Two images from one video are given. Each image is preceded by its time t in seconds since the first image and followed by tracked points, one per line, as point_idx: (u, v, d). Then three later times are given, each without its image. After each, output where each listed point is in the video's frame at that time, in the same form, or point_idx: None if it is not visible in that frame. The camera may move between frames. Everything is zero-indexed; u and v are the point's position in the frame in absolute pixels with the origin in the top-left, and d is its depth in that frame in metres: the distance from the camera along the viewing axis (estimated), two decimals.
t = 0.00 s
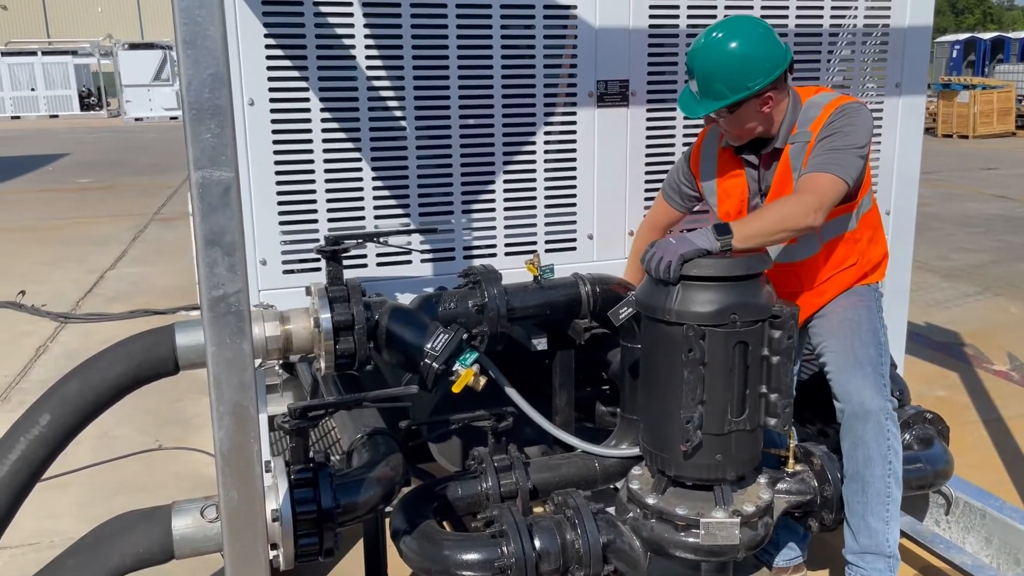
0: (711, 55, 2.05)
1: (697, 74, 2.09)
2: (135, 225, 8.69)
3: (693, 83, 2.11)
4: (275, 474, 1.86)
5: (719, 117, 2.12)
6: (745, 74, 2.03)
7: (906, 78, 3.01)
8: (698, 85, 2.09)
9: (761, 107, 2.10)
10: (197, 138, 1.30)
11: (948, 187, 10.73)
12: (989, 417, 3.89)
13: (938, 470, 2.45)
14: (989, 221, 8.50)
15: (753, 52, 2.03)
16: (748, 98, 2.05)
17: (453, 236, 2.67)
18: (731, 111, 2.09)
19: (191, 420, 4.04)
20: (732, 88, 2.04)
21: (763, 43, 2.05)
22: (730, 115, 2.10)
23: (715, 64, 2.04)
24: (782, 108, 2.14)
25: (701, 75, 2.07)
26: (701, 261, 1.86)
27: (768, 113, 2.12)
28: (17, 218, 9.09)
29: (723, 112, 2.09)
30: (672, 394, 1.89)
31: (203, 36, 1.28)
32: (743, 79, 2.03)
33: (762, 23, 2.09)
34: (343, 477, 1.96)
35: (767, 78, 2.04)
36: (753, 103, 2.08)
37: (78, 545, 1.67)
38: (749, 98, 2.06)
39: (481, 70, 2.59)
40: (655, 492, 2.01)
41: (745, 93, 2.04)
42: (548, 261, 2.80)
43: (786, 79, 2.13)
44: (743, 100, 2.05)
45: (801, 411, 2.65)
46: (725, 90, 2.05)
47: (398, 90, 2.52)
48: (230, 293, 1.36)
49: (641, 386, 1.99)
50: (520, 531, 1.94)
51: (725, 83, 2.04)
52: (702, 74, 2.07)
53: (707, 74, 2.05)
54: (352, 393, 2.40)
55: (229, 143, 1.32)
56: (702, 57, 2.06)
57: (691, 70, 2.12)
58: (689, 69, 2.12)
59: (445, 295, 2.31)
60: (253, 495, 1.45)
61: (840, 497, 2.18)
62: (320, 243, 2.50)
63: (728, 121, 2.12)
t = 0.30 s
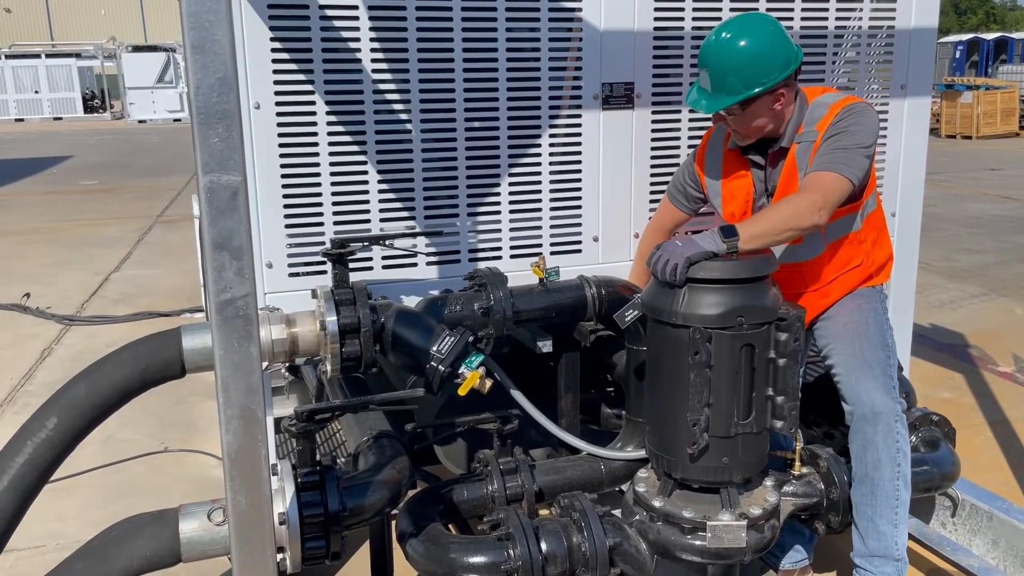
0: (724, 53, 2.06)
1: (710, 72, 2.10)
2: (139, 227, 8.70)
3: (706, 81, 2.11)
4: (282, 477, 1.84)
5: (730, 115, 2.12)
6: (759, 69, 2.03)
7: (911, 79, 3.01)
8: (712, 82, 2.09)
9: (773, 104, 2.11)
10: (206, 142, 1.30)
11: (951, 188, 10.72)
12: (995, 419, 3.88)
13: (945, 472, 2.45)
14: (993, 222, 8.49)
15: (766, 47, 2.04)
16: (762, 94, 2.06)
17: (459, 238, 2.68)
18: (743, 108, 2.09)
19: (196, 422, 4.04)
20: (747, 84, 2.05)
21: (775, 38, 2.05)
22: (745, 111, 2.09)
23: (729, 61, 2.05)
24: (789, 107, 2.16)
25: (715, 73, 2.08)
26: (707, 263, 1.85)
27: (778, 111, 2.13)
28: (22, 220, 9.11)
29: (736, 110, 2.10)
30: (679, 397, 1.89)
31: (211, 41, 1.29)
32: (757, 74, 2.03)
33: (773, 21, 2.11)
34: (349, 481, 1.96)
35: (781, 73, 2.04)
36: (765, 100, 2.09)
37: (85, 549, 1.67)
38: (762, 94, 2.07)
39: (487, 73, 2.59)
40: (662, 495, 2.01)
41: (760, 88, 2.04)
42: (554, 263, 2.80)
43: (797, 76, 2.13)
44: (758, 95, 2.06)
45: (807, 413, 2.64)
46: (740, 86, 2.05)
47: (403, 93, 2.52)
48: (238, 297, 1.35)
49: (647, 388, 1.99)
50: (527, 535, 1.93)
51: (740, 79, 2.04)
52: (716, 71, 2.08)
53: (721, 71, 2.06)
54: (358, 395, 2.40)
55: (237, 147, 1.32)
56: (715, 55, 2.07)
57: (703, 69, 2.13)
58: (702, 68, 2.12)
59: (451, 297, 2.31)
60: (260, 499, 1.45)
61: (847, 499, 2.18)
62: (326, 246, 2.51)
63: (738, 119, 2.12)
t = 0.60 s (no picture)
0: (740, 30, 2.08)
1: (726, 50, 2.11)
2: (141, 229, 8.71)
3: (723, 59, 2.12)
4: (285, 477, 1.85)
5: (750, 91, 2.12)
6: (778, 39, 2.06)
7: (913, 79, 3.01)
8: (730, 59, 2.11)
9: (790, 81, 2.13)
10: (208, 143, 1.30)
11: (953, 188, 10.71)
12: (997, 419, 3.88)
13: (948, 472, 2.44)
14: (995, 222, 8.48)
15: (781, 19, 2.07)
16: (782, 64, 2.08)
17: (461, 239, 2.68)
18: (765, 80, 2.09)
19: (198, 423, 4.04)
20: (768, 54, 2.06)
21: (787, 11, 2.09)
22: (771, 86, 2.10)
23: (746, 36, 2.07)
24: (799, 92, 2.18)
25: (733, 49, 2.10)
26: (708, 264, 1.85)
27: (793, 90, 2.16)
28: (24, 222, 9.12)
29: (758, 81, 2.09)
30: (681, 397, 1.88)
31: (213, 41, 1.29)
32: (776, 44, 2.06)
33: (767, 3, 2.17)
34: (351, 481, 1.96)
35: (797, 43, 2.08)
36: (782, 73, 2.10)
37: (88, 550, 1.67)
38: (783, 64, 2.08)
39: (489, 74, 2.59)
40: (664, 495, 2.01)
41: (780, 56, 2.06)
42: (556, 264, 2.81)
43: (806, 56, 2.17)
44: (778, 64, 2.07)
45: (810, 414, 2.63)
46: (760, 57, 2.07)
47: (405, 93, 2.52)
48: (241, 297, 1.35)
49: (649, 388, 1.99)
50: (529, 535, 1.93)
51: (760, 50, 2.06)
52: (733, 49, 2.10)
53: (739, 46, 2.08)
54: (359, 396, 2.41)
55: (239, 147, 1.32)
56: (732, 31, 2.09)
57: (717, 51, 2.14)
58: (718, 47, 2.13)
59: (453, 298, 2.31)
60: (263, 499, 1.45)
61: (849, 499, 2.17)
62: (327, 246, 2.51)
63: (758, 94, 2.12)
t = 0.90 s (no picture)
0: (758, 22, 2.08)
1: (744, 44, 2.10)
2: (142, 231, 8.72)
3: (742, 53, 2.11)
4: (285, 479, 1.83)
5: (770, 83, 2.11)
6: (796, 31, 2.08)
7: (912, 81, 3.02)
8: (749, 51, 2.09)
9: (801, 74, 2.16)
10: (208, 146, 1.31)
11: (954, 189, 10.71)
12: (997, 420, 3.88)
13: (948, 473, 2.45)
14: (996, 223, 8.48)
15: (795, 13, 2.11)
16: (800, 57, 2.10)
17: (461, 241, 2.69)
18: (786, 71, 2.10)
19: (200, 425, 4.06)
20: (789, 46, 2.07)
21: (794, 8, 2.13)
22: (789, 79, 2.12)
23: (766, 28, 2.07)
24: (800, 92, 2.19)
25: (753, 42, 2.08)
26: (707, 265, 1.86)
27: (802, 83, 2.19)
28: (25, 225, 9.14)
29: (779, 75, 2.10)
30: (680, 398, 1.89)
31: (214, 45, 1.29)
32: (797, 36, 2.08)
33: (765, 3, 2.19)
34: (352, 483, 1.97)
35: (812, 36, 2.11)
36: (798, 66, 2.12)
37: (89, 551, 1.68)
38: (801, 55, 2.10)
39: (488, 76, 2.60)
40: (664, 497, 2.02)
41: (801, 47, 2.08)
42: (556, 265, 2.81)
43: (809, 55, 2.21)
44: (798, 57, 2.09)
45: (809, 415, 2.64)
46: (783, 48, 2.07)
47: (405, 96, 2.53)
48: (241, 300, 1.36)
49: (649, 390, 1.99)
50: (529, 536, 1.94)
51: (783, 41, 2.07)
52: (752, 43, 2.09)
53: (759, 38, 2.08)
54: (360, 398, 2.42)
55: (239, 151, 1.33)
56: (752, 24, 2.08)
57: (733, 47, 2.12)
58: (736, 41, 2.11)
59: (453, 300, 2.31)
60: (263, 501, 1.45)
61: (849, 500, 2.19)
62: (328, 249, 2.52)
63: (777, 87, 2.12)
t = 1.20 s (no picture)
0: (757, 26, 2.08)
1: (744, 48, 2.10)
2: (144, 234, 8.73)
3: (742, 57, 2.11)
4: (287, 481, 1.86)
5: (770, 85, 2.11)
6: (796, 33, 2.09)
7: (912, 83, 3.02)
8: (749, 54, 2.10)
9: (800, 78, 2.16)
10: (211, 150, 1.32)
11: (954, 191, 10.72)
12: (998, 422, 3.88)
13: (948, 476, 2.45)
14: (996, 225, 8.48)
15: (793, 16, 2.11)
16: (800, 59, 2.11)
17: (462, 244, 2.69)
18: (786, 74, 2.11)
19: (202, 427, 4.06)
20: (789, 49, 2.08)
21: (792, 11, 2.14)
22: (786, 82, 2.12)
23: (766, 31, 2.07)
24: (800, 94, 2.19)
25: (753, 45, 2.09)
26: (708, 268, 1.86)
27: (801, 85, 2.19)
28: (27, 227, 9.15)
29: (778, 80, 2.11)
30: (681, 400, 1.89)
31: (216, 49, 1.30)
32: (797, 38, 2.09)
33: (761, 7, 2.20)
34: (354, 485, 1.98)
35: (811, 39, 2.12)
36: (797, 69, 2.13)
37: (92, 553, 1.68)
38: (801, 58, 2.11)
39: (490, 79, 2.61)
40: (664, 499, 2.02)
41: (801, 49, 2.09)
42: (556, 268, 2.82)
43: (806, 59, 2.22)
44: (797, 59, 2.10)
45: (810, 417, 2.65)
46: (783, 51, 2.07)
47: (406, 99, 2.54)
48: (243, 303, 1.37)
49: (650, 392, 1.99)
50: (530, 538, 1.94)
51: (783, 44, 2.07)
52: (752, 46, 2.09)
53: (759, 41, 2.08)
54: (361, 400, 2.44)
55: (242, 154, 1.33)
56: (751, 28, 2.09)
57: (733, 51, 2.12)
58: (736, 45, 2.11)
59: (454, 302, 2.32)
60: (265, 503, 1.46)
61: (849, 502, 2.19)
62: (330, 251, 2.53)
63: (777, 89, 2.12)
